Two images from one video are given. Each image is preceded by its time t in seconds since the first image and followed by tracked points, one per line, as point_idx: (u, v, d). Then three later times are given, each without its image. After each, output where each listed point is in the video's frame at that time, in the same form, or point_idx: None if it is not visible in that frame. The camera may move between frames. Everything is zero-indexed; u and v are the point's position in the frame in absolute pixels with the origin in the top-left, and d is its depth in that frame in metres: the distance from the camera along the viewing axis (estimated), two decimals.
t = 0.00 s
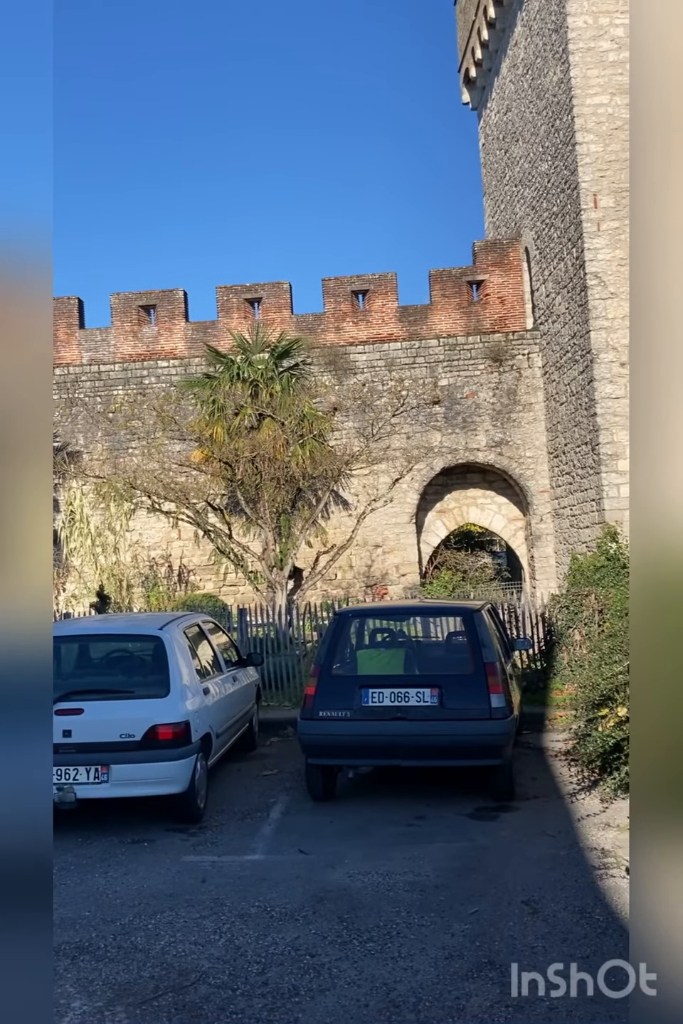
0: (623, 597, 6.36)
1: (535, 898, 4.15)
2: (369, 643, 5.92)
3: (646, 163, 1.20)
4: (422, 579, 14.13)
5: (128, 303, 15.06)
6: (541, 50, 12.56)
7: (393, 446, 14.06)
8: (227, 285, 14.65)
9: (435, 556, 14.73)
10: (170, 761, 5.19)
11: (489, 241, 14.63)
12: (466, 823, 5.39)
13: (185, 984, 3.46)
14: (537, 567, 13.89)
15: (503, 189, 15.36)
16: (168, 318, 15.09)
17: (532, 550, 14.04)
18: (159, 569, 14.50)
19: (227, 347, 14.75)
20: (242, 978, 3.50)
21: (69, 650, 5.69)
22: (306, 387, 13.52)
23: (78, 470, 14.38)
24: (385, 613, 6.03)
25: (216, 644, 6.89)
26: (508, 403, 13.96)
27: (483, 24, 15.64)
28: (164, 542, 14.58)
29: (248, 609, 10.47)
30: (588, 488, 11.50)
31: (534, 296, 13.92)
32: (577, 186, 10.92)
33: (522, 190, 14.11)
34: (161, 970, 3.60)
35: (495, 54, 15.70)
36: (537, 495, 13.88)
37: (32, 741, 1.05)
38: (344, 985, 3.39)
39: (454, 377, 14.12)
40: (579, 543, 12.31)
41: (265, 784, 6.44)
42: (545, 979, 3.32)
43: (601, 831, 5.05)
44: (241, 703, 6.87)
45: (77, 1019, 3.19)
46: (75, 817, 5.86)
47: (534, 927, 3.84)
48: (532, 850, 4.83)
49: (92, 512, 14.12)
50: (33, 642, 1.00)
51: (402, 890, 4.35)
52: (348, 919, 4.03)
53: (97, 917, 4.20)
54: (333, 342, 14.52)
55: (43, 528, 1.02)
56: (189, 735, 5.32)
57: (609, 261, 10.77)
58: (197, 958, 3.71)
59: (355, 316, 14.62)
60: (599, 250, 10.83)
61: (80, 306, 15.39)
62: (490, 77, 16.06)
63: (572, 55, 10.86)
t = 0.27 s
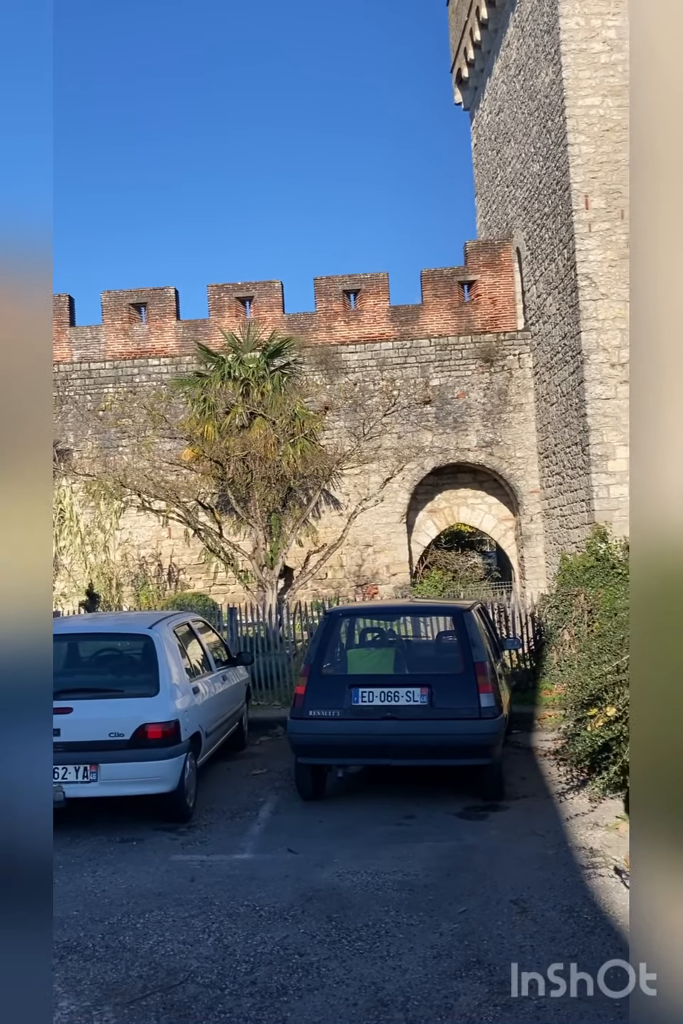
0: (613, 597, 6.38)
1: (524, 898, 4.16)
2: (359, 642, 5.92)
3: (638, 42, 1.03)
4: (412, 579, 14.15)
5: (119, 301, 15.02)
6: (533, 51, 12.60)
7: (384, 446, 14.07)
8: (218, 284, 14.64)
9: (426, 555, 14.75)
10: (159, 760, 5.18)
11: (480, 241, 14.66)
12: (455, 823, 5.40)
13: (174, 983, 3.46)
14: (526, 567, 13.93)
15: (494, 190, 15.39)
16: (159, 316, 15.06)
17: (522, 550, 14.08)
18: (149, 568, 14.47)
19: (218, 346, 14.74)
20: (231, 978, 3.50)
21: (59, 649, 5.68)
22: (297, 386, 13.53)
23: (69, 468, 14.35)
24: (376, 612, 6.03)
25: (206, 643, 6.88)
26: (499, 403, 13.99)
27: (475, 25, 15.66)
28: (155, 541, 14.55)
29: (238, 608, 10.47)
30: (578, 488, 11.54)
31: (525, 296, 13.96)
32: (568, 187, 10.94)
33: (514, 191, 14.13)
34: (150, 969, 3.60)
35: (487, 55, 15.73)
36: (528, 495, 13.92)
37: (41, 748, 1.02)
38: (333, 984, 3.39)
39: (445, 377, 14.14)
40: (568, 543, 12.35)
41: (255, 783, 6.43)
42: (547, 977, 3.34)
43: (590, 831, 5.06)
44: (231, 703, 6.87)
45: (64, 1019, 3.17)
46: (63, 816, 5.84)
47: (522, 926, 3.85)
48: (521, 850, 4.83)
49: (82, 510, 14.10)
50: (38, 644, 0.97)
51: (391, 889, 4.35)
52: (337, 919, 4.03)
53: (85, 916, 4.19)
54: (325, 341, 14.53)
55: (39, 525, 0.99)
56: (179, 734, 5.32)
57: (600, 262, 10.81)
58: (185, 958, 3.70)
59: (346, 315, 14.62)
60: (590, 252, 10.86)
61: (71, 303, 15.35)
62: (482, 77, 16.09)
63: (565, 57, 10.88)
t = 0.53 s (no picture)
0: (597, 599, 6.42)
1: (507, 898, 4.18)
2: (344, 642, 5.93)
3: (636, 110, 1.17)
4: (397, 579, 14.18)
5: (105, 299, 14.95)
6: (520, 54, 12.64)
7: (371, 447, 14.08)
8: (205, 283, 14.61)
9: (412, 556, 14.76)
10: (143, 760, 5.17)
11: (467, 243, 14.70)
12: (438, 823, 5.41)
13: (156, 984, 3.45)
14: (511, 568, 13.98)
15: (482, 192, 15.43)
16: (145, 315, 15.01)
17: (507, 551, 14.13)
18: (134, 568, 14.37)
19: (205, 345, 14.71)
20: (213, 978, 3.49)
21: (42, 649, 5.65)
22: (284, 386, 13.53)
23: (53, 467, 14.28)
24: (361, 613, 6.03)
25: (191, 643, 6.87)
26: (485, 405, 14.03)
27: (464, 27, 15.69)
28: (140, 540, 14.46)
29: (223, 608, 10.44)
30: (563, 490, 11.58)
31: (512, 298, 14.00)
32: (555, 190, 10.98)
33: (501, 193, 14.18)
34: (132, 970, 3.59)
35: (475, 57, 15.76)
36: (513, 497, 13.96)
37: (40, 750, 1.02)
38: (316, 984, 3.40)
39: (432, 377, 14.16)
40: (553, 545, 12.40)
41: (239, 783, 6.43)
42: (546, 977, 3.37)
43: (572, 831, 5.08)
44: (215, 702, 6.86)
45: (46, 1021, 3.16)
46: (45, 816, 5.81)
47: (504, 925, 3.86)
48: (504, 850, 4.85)
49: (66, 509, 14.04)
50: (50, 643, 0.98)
51: (374, 889, 4.36)
52: (320, 919, 4.03)
53: (67, 917, 4.17)
54: (311, 341, 14.52)
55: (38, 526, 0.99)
56: (163, 735, 5.30)
57: (587, 265, 10.86)
58: (168, 958, 3.69)
59: (333, 315, 14.63)
60: (576, 255, 10.90)
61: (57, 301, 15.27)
62: (470, 79, 16.12)
63: (552, 60, 10.90)
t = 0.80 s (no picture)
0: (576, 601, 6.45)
1: (485, 898, 4.19)
2: (325, 643, 5.93)
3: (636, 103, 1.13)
4: (379, 580, 14.19)
5: (87, 297, 14.87)
6: (504, 57, 12.69)
7: (353, 447, 14.08)
8: (188, 283, 14.57)
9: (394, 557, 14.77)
10: (122, 761, 5.14)
11: (450, 245, 14.73)
12: (417, 824, 5.42)
13: (132, 986, 3.43)
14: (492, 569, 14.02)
15: (465, 194, 15.47)
16: (127, 314, 14.95)
17: (488, 552, 14.17)
18: (115, 567, 14.31)
19: (188, 345, 14.66)
20: (190, 979, 3.48)
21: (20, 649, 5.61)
22: (266, 386, 13.53)
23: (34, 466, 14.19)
24: (342, 613, 6.03)
25: (171, 643, 6.84)
26: (467, 407, 14.07)
27: (448, 29, 15.72)
28: (120, 540, 14.39)
29: (204, 608, 10.40)
30: (544, 492, 11.62)
31: (494, 300, 14.04)
32: (538, 193, 11.02)
33: (484, 196, 14.22)
34: (109, 971, 3.57)
35: (459, 59, 15.80)
36: (495, 498, 14.01)
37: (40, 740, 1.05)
38: (293, 985, 3.39)
39: (415, 378, 14.18)
40: (534, 546, 12.44)
41: (218, 784, 6.41)
42: (547, 978, 3.37)
43: (551, 831, 5.11)
44: (195, 703, 6.84)
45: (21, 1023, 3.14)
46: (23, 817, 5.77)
47: (482, 926, 3.88)
48: (482, 850, 4.87)
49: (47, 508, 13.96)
50: (48, 640, 1.01)
51: (353, 890, 4.36)
52: (298, 920, 4.03)
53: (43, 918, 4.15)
54: (294, 341, 14.51)
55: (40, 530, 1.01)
56: (142, 735, 5.28)
57: (568, 268, 10.92)
58: (145, 959, 3.68)
59: (316, 315, 14.62)
60: (558, 258, 10.94)
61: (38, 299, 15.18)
62: (454, 81, 16.16)
63: (535, 63, 10.95)
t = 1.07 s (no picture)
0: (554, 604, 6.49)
1: (461, 900, 4.20)
2: (304, 646, 5.92)
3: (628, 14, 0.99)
4: (360, 582, 14.20)
5: (67, 297, 14.79)
6: (486, 62, 12.74)
7: (334, 450, 14.08)
8: (169, 283, 14.52)
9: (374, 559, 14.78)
10: (98, 763, 5.11)
11: (432, 248, 14.78)
12: (395, 826, 5.42)
13: (108, 989, 3.41)
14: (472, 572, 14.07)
15: (447, 198, 15.53)
16: (108, 314, 14.88)
17: (468, 555, 14.22)
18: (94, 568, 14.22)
19: (169, 345, 14.61)
20: (166, 983, 3.47)
21: None
22: (247, 389, 13.54)
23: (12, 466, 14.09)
24: (322, 616, 6.03)
25: (149, 645, 6.80)
26: (448, 410, 14.12)
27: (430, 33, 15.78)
28: (99, 541, 14.32)
29: (184, 610, 10.37)
30: (524, 495, 11.67)
31: (475, 304, 14.09)
32: (519, 197, 11.07)
33: (466, 199, 14.27)
34: (84, 975, 3.55)
35: (441, 64, 15.86)
36: (475, 501, 14.06)
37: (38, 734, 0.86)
38: (269, 989, 3.38)
39: (396, 381, 14.21)
40: (514, 549, 12.50)
41: (196, 786, 6.38)
42: (547, 978, 3.39)
43: (527, 833, 5.13)
44: (173, 705, 6.81)
45: None
46: None
47: (459, 927, 3.89)
48: (459, 852, 4.88)
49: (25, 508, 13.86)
50: (44, 639, 0.83)
51: (330, 892, 4.35)
52: (276, 923, 4.02)
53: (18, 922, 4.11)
54: (276, 343, 14.49)
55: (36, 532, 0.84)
56: (119, 738, 5.25)
57: (549, 273, 10.97)
58: (121, 963, 3.66)
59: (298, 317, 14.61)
60: (539, 262, 10.99)
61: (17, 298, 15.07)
62: (436, 85, 16.22)
63: (517, 68, 11.01)
